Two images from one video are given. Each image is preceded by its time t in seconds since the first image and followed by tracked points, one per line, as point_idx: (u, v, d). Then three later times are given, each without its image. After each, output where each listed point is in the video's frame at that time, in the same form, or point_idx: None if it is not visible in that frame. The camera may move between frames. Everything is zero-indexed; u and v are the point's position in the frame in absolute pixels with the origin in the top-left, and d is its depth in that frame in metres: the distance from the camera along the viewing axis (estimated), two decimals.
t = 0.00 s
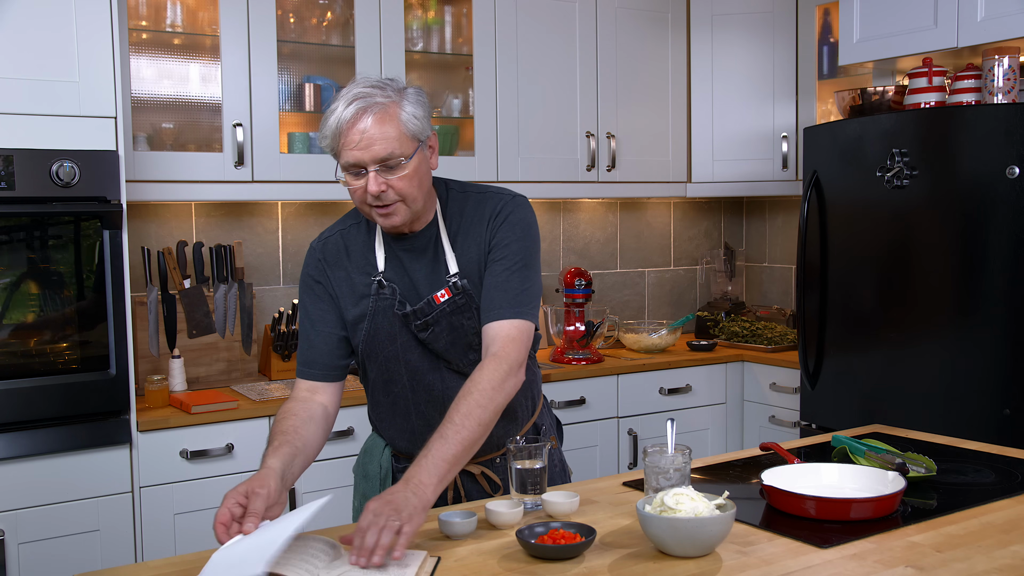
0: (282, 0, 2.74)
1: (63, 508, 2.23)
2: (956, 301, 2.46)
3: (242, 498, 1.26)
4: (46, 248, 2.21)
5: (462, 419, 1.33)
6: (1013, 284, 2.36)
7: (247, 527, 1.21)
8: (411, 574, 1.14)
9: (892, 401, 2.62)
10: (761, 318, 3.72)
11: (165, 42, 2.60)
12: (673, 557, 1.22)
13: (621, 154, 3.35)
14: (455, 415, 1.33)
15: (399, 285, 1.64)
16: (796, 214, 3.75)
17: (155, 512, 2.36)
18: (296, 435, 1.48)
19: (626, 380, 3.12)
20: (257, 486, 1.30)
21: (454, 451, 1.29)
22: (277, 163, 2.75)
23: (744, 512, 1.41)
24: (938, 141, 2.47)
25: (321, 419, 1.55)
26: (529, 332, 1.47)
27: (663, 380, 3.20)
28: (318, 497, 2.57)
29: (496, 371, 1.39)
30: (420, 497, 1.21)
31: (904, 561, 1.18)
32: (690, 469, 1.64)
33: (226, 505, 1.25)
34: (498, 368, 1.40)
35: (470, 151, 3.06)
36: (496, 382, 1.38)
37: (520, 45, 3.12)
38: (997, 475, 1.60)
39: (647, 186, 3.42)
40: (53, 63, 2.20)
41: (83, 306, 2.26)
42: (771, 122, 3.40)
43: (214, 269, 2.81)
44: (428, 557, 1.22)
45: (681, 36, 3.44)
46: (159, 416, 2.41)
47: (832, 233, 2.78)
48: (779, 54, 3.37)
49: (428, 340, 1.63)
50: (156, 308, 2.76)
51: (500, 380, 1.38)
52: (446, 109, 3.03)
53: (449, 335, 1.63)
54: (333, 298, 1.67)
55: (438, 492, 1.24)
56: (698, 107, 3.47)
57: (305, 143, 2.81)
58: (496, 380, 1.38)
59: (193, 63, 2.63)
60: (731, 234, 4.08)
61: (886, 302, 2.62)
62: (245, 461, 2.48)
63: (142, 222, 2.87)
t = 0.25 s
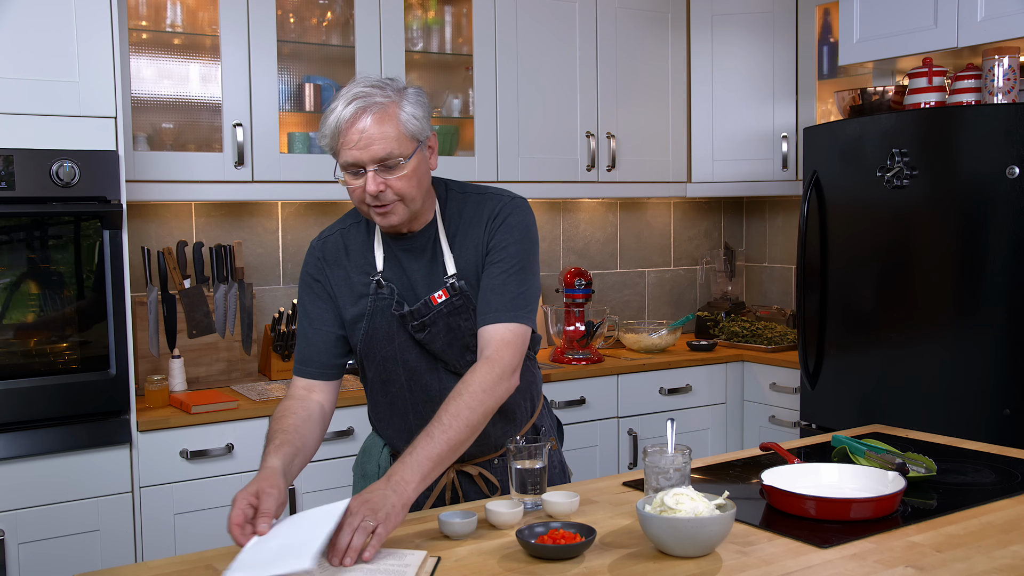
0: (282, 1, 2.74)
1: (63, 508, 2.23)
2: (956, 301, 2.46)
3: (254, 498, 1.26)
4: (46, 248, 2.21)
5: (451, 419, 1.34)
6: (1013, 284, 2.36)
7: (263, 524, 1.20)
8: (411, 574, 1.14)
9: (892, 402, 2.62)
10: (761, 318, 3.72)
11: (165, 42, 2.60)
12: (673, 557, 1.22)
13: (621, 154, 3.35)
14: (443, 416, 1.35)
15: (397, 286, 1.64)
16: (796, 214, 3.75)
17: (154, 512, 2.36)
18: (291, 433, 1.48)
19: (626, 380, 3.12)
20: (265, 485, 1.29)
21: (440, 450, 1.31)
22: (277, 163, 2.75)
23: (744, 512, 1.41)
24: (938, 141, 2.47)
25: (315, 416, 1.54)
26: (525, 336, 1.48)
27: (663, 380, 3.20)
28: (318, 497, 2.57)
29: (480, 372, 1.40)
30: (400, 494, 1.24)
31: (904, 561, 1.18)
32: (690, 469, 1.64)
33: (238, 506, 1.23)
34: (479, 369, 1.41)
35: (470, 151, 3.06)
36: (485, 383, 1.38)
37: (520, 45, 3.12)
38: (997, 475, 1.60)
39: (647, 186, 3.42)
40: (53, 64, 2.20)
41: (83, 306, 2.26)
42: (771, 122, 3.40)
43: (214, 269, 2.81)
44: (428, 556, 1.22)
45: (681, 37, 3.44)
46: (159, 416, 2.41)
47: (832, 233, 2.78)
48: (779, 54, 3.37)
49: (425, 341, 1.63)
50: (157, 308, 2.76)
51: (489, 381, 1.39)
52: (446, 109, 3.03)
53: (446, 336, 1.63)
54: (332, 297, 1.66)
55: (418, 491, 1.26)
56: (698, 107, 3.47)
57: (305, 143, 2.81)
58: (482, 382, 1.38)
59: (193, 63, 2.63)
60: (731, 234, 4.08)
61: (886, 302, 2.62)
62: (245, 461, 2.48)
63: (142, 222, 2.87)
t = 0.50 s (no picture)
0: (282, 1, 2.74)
1: (63, 508, 2.23)
2: (956, 301, 2.46)
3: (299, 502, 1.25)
4: (45, 248, 2.21)
5: (468, 419, 1.34)
6: (1013, 284, 2.36)
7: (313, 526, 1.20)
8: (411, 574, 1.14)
9: (892, 401, 2.62)
10: (761, 318, 3.72)
11: (165, 42, 2.60)
12: (673, 556, 1.22)
13: (621, 154, 3.35)
14: (461, 413, 1.35)
15: (397, 285, 1.64)
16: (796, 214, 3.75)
17: (154, 512, 2.36)
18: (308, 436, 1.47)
19: (626, 380, 3.12)
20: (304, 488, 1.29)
21: (460, 450, 1.31)
22: (277, 163, 2.75)
23: (744, 512, 1.41)
24: (938, 142, 2.47)
25: (322, 417, 1.54)
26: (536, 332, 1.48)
27: (662, 380, 3.20)
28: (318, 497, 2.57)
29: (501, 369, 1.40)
30: (421, 495, 1.24)
31: (904, 561, 1.18)
32: (690, 469, 1.64)
33: (287, 510, 1.22)
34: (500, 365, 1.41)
35: (470, 151, 3.06)
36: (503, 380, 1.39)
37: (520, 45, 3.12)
38: (997, 475, 1.60)
39: (647, 186, 3.42)
40: (53, 63, 2.20)
41: (83, 306, 2.26)
42: (771, 122, 3.40)
43: (214, 269, 2.81)
44: (428, 557, 1.22)
45: (681, 37, 3.44)
46: (159, 416, 2.41)
47: (832, 233, 2.78)
48: (779, 54, 3.37)
49: (426, 339, 1.63)
50: (156, 308, 2.75)
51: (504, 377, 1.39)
52: (446, 109, 3.03)
53: (447, 335, 1.63)
54: (331, 298, 1.67)
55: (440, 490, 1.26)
56: (698, 107, 3.47)
57: (305, 143, 2.81)
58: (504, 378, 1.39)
59: (193, 63, 2.63)
60: (731, 234, 4.08)
61: (886, 302, 2.62)
62: (245, 461, 2.48)
63: (142, 222, 2.87)
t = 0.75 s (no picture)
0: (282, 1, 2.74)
1: (63, 508, 2.23)
2: (956, 301, 2.46)
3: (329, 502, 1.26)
4: (45, 248, 2.21)
5: (473, 415, 1.35)
6: (1012, 285, 2.36)
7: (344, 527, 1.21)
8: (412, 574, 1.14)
9: (892, 401, 2.62)
10: (761, 318, 3.72)
11: (165, 42, 2.60)
12: (673, 557, 1.22)
13: (621, 154, 3.35)
14: (465, 412, 1.36)
15: (397, 284, 1.64)
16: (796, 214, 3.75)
17: (154, 512, 2.36)
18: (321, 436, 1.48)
19: (626, 380, 3.12)
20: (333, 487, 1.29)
21: (465, 446, 1.32)
22: (277, 163, 2.75)
23: (744, 512, 1.41)
24: (938, 142, 2.47)
25: (328, 419, 1.55)
26: (540, 329, 1.48)
27: (662, 380, 3.20)
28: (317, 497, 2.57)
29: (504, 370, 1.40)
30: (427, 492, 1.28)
31: (904, 561, 1.18)
32: (690, 469, 1.64)
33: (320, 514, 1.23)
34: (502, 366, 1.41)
35: (470, 151, 3.06)
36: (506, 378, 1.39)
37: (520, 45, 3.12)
38: (997, 475, 1.60)
39: (647, 186, 3.42)
40: (52, 63, 2.20)
41: (83, 306, 2.26)
42: (771, 122, 3.40)
43: (214, 269, 2.81)
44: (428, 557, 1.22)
45: (681, 37, 3.44)
46: (159, 416, 2.41)
47: (832, 234, 2.78)
48: (779, 54, 3.37)
49: (428, 337, 1.63)
50: (156, 308, 2.75)
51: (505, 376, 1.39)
52: (446, 109, 3.03)
53: (449, 333, 1.63)
54: (332, 298, 1.66)
55: (446, 484, 1.29)
56: (698, 107, 3.47)
57: (305, 143, 2.81)
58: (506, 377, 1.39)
59: (193, 63, 2.63)
60: (731, 234, 4.08)
61: (886, 302, 2.62)
62: (246, 461, 2.49)
63: (141, 222, 2.87)
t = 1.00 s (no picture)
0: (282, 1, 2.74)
1: (63, 508, 2.23)
2: (956, 301, 2.46)
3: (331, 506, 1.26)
4: (45, 248, 2.21)
5: (501, 392, 1.37)
6: (1013, 285, 2.36)
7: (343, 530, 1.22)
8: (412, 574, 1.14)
9: (892, 401, 2.62)
10: (761, 318, 3.72)
11: (165, 42, 2.60)
12: (673, 557, 1.22)
13: (621, 154, 3.35)
14: (494, 389, 1.38)
15: (399, 282, 1.64)
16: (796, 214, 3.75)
17: (154, 511, 2.36)
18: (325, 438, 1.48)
19: (626, 380, 3.12)
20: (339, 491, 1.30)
21: (490, 419, 1.34)
22: (278, 163, 2.75)
23: (744, 512, 1.41)
24: (938, 142, 2.47)
25: (331, 420, 1.55)
26: (569, 317, 1.47)
27: (662, 380, 3.20)
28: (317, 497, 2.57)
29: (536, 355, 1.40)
30: (445, 458, 1.30)
31: (904, 561, 1.18)
32: (690, 469, 1.64)
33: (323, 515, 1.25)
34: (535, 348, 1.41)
35: (470, 151, 3.07)
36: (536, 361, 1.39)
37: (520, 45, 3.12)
38: (997, 475, 1.60)
39: (647, 186, 3.42)
40: (52, 63, 2.20)
41: (83, 306, 2.26)
42: (771, 122, 3.40)
43: (214, 269, 2.81)
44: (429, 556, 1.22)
45: (681, 37, 3.44)
46: (159, 416, 2.41)
47: (832, 234, 2.78)
48: (779, 54, 3.37)
49: (432, 333, 1.62)
50: (157, 308, 2.75)
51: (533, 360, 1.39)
52: (447, 109, 3.03)
53: (452, 330, 1.63)
54: (331, 298, 1.66)
55: (464, 451, 1.31)
56: (698, 107, 3.47)
57: (305, 144, 2.81)
58: (538, 362, 1.39)
59: (193, 63, 2.63)
60: (731, 234, 4.08)
61: (886, 302, 2.62)
62: (246, 461, 2.49)
63: (141, 222, 2.87)
